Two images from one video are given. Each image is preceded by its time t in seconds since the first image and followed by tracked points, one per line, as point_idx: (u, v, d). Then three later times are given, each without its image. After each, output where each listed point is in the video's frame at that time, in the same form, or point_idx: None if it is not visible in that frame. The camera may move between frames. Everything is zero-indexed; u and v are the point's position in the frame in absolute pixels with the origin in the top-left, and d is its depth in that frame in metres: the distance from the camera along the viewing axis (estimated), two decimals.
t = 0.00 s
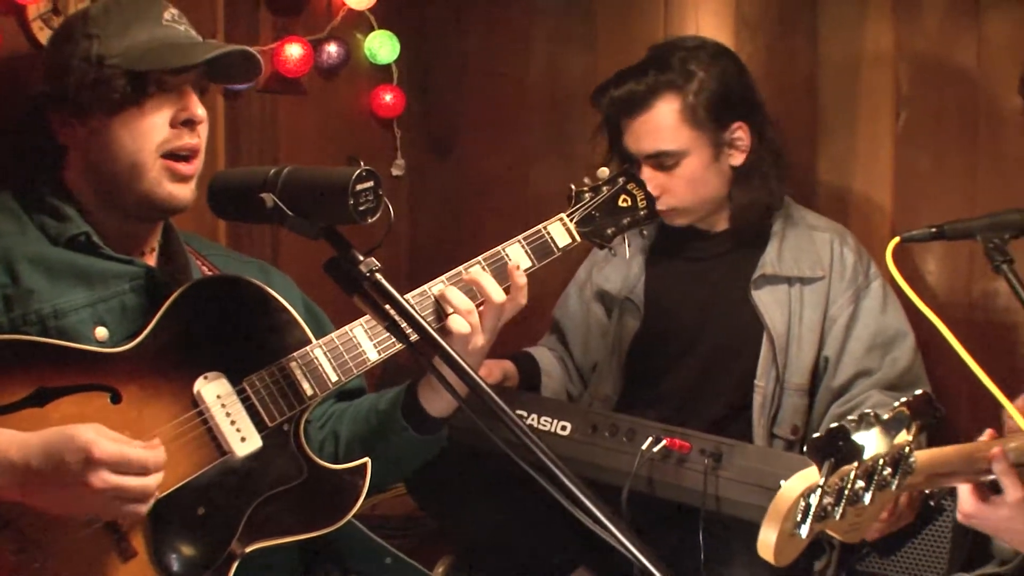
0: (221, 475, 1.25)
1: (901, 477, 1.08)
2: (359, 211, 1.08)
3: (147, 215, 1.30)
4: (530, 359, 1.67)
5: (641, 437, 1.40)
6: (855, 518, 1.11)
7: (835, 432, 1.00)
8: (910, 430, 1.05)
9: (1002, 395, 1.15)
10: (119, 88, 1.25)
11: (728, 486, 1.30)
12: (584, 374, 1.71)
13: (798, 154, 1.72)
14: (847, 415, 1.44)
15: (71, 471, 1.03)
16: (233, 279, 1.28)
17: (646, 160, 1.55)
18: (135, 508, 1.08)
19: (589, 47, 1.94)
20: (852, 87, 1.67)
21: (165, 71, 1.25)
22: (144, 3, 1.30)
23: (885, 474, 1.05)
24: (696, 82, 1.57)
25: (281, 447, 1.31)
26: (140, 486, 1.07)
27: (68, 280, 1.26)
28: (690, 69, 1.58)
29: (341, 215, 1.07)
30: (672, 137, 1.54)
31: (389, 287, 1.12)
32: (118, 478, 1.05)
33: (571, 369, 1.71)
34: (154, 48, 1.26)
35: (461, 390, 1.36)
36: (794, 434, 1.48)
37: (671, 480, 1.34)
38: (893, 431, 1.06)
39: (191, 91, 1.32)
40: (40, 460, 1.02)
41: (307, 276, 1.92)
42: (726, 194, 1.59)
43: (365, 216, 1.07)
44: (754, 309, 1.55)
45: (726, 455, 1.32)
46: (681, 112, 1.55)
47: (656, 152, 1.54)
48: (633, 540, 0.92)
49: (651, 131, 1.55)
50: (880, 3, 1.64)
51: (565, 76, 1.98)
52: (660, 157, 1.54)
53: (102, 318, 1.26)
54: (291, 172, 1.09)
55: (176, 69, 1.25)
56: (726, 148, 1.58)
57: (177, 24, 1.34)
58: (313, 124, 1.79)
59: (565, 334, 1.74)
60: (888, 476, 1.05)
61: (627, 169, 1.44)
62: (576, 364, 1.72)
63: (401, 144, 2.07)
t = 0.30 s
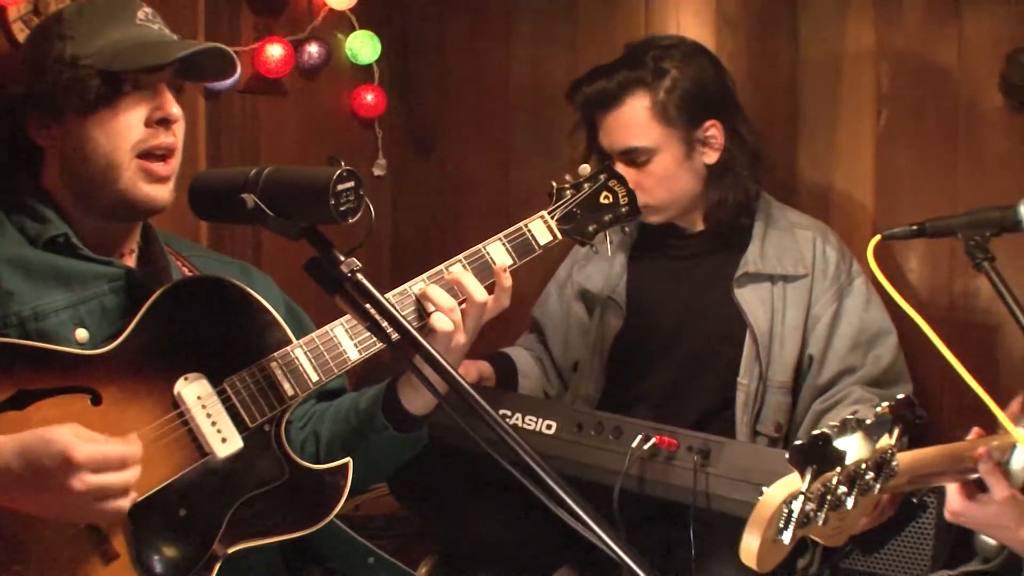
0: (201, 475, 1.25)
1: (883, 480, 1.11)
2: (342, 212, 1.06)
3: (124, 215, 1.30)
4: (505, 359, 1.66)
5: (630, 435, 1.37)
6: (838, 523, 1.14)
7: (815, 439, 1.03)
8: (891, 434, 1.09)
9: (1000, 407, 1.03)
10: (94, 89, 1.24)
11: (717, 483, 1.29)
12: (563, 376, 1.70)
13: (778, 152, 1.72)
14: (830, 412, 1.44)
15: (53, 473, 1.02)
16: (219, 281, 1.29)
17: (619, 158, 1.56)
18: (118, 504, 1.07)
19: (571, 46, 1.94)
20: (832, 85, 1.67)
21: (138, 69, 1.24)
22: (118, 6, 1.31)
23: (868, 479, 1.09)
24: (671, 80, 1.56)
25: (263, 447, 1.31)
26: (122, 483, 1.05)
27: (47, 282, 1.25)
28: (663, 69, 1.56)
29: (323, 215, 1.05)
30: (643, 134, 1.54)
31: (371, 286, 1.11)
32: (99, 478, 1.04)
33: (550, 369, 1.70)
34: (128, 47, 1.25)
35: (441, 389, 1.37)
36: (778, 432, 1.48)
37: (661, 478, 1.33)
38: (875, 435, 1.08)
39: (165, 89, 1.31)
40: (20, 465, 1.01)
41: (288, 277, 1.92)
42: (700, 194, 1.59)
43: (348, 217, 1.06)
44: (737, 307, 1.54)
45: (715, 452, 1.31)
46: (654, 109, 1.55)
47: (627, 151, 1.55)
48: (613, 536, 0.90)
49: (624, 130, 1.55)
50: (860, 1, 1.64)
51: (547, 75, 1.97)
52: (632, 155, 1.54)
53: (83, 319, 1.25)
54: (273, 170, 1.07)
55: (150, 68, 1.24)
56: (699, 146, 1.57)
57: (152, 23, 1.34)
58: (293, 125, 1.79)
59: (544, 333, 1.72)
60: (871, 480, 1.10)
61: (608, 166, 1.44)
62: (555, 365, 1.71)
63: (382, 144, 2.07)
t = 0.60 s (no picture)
0: (178, 475, 1.25)
1: (859, 472, 1.09)
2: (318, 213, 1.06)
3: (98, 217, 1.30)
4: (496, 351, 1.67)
5: (608, 436, 1.36)
6: (814, 516, 1.13)
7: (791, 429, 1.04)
8: (867, 426, 1.08)
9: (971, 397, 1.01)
10: (70, 88, 1.24)
11: (696, 482, 1.28)
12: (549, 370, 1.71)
13: (756, 150, 1.72)
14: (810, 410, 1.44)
15: (32, 469, 1.01)
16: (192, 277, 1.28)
17: (599, 159, 1.56)
18: (99, 504, 1.05)
19: (550, 45, 1.94)
20: (810, 83, 1.67)
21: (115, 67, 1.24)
22: (92, 6, 1.30)
23: (844, 471, 1.08)
24: (649, 80, 1.56)
25: (243, 448, 1.30)
26: (102, 482, 1.04)
27: (25, 284, 1.25)
28: (643, 68, 1.57)
29: (299, 215, 1.04)
30: (622, 135, 1.54)
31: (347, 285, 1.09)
32: (78, 475, 1.03)
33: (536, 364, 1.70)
34: (105, 45, 1.25)
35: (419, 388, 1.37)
36: (759, 431, 1.47)
37: (640, 478, 1.32)
38: (850, 428, 1.08)
39: (141, 85, 1.31)
40: None
41: (267, 278, 1.91)
42: (679, 194, 1.58)
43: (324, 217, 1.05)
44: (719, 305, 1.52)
45: (693, 451, 1.31)
46: (631, 111, 1.55)
47: (608, 150, 1.55)
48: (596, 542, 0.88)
49: (602, 132, 1.56)
50: None
51: (528, 74, 1.97)
52: (612, 155, 1.54)
53: (61, 321, 1.25)
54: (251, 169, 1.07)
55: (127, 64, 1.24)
56: (678, 147, 1.57)
57: (127, 22, 1.33)
58: (270, 125, 1.79)
59: (527, 332, 1.71)
60: (847, 472, 1.08)
61: (583, 165, 1.45)
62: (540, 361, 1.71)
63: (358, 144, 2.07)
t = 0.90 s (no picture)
0: (154, 477, 1.23)
1: (833, 469, 1.11)
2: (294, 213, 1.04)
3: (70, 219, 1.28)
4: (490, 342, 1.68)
5: (585, 437, 1.36)
6: (788, 511, 1.14)
7: (766, 427, 1.03)
8: (840, 423, 1.09)
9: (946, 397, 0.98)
10: (47, 88, 1.22)
11: (675, 483, 1.28)
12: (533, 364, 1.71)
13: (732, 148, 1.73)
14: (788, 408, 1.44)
15: (11, 456, 1.04)
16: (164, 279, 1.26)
17: (575, 161, 1.55)
18: (75, 488, 1.08)
19: (529, 48, 1.94)
20: (787, 82, 1.68)
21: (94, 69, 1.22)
22: (68, 7, 1.28)
23: (818, 468, 1.08)
24: (628, 84, 1.55)
25: (218, 450, 1.29)
26: (79, 464, 1.06)
27: None
28: (621, 71, 1.56)
29: (274, 215, 1.03)
30: (599, 139, 1.53)
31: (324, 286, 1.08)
32: (58, 459, 1.05)
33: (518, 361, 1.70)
34: (82, 46, 1.23)
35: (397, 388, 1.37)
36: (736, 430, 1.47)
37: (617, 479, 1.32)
38: (824, 425, 1.08)
39: (118, 87, 1.30)
40: None
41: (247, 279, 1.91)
42: (658, 194, 1.58)
43: (300, 218, 1.03)
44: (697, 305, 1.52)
45: (670, 452, 1.31)
46: (609, 116, 1.53)
47: (583, 154, 1.53)
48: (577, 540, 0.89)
49: (579, 134, 1.55)
50: None
51: (507, 76, 1.97)
52: (587, 158, 1.53)
53: (36, 323, 1.23)
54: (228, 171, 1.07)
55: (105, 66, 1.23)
56: (656, 151, 1.56)
57: (104, 23, 1.31)
58: (247, 126, 1.78)
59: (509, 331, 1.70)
60: (821, 469, 1.09)
61: (562, 164, 1.44)
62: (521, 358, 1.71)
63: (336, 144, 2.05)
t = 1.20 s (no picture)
0: (136, 480, 1.21)
1: (814, 472, 1.08)
2: (272, 214, 1.05)
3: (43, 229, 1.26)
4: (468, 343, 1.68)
5: (561, 447, 1.35)
6: (768, 515, 1.13)
7: (745, 430, 1.03)
8: (820, 424, 1.07)
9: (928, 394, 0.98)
10: (24, 91, 1.18)
11: (653, 487, 1.29)
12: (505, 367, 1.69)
13: (710, 145, 1.73)
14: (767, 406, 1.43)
15: None
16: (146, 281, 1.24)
17: (554, 162, 1.54)
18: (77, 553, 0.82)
19: (508, 47, 1.93)
20: (767, 80, 1.67)
21: (70, 70, 1.19)
22: (45, 7, 1.25)
23: (798, 470, 1.07)
24: (605, 85, 1.55)
25: (201, 452, 1.27)
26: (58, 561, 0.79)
27: None
28: (598, 72, 1.56)
29: (253, 218, 1.03)
30: (576, 140, 1.53)
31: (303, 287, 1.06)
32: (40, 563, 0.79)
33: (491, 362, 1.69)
34: (58, 47, 1.20)
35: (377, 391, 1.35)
36: (717, 429, 1.48)
37: (597, 487, 1.33)
38: (804, 426, 1.07)
39: (94, 88, 1.26)
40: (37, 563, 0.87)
41: (228, 280, 1.91)
42: (636, 194, 1.58)
43: (278, 218, 1.05)
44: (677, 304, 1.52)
45: (648, 457, 1.30)
46: (587, 118, 1.53)
47: (561, 155, 1.53)
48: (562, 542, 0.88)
49: (557, 137, 1.54)
50: None
51: (487, 76, 1.97)
52: (566, 160, 1.53)
53: (16, 325, 1.20)
54: (207, 171, 1.08)
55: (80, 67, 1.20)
56: (633, 151, 1.56)
57: (81, 23, 1.29)
58: (226, 126, 1.78)
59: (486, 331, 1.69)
60: (801, 471, 1.07)
61: (542, 164, 1.44)
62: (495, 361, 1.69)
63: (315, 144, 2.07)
